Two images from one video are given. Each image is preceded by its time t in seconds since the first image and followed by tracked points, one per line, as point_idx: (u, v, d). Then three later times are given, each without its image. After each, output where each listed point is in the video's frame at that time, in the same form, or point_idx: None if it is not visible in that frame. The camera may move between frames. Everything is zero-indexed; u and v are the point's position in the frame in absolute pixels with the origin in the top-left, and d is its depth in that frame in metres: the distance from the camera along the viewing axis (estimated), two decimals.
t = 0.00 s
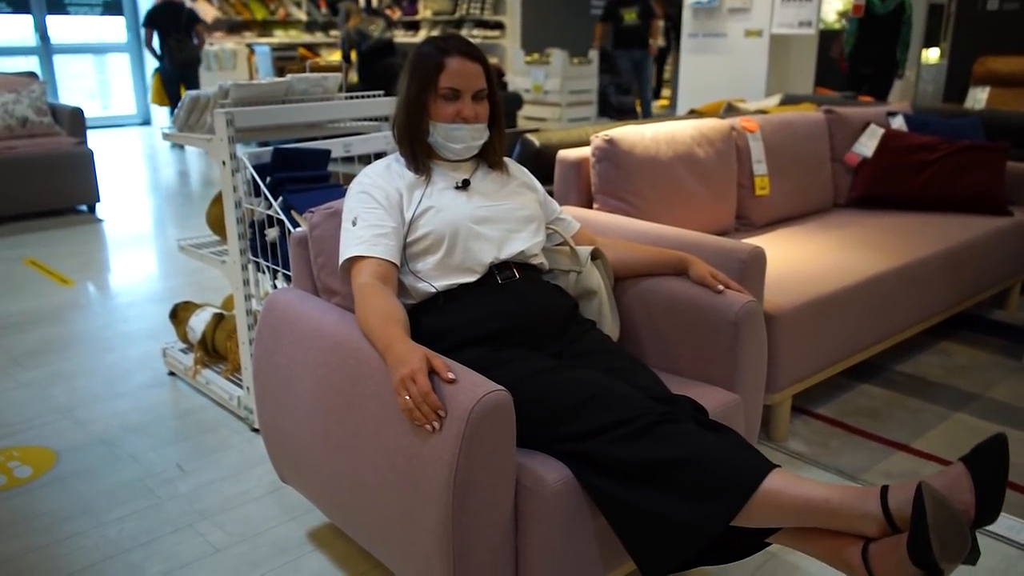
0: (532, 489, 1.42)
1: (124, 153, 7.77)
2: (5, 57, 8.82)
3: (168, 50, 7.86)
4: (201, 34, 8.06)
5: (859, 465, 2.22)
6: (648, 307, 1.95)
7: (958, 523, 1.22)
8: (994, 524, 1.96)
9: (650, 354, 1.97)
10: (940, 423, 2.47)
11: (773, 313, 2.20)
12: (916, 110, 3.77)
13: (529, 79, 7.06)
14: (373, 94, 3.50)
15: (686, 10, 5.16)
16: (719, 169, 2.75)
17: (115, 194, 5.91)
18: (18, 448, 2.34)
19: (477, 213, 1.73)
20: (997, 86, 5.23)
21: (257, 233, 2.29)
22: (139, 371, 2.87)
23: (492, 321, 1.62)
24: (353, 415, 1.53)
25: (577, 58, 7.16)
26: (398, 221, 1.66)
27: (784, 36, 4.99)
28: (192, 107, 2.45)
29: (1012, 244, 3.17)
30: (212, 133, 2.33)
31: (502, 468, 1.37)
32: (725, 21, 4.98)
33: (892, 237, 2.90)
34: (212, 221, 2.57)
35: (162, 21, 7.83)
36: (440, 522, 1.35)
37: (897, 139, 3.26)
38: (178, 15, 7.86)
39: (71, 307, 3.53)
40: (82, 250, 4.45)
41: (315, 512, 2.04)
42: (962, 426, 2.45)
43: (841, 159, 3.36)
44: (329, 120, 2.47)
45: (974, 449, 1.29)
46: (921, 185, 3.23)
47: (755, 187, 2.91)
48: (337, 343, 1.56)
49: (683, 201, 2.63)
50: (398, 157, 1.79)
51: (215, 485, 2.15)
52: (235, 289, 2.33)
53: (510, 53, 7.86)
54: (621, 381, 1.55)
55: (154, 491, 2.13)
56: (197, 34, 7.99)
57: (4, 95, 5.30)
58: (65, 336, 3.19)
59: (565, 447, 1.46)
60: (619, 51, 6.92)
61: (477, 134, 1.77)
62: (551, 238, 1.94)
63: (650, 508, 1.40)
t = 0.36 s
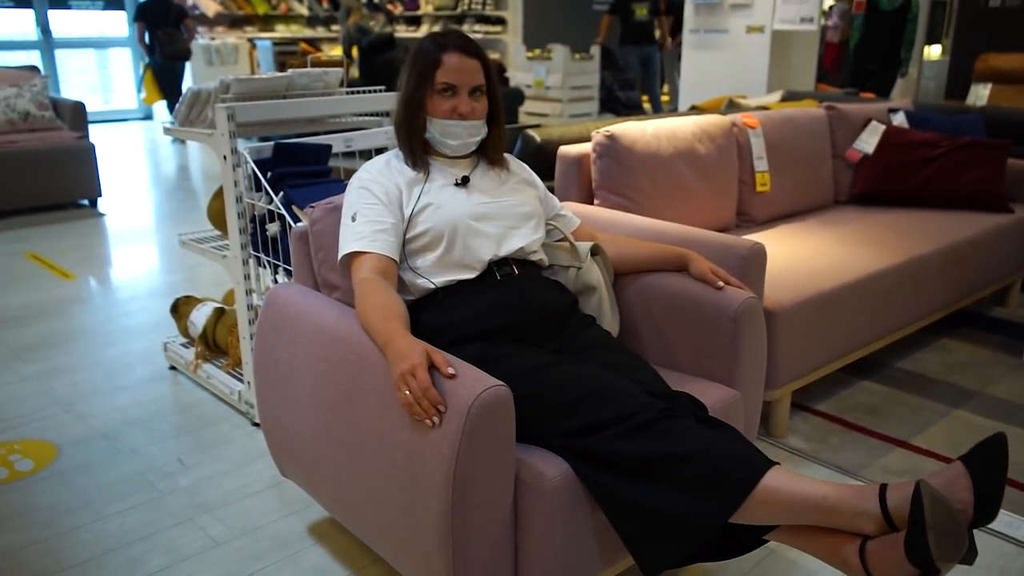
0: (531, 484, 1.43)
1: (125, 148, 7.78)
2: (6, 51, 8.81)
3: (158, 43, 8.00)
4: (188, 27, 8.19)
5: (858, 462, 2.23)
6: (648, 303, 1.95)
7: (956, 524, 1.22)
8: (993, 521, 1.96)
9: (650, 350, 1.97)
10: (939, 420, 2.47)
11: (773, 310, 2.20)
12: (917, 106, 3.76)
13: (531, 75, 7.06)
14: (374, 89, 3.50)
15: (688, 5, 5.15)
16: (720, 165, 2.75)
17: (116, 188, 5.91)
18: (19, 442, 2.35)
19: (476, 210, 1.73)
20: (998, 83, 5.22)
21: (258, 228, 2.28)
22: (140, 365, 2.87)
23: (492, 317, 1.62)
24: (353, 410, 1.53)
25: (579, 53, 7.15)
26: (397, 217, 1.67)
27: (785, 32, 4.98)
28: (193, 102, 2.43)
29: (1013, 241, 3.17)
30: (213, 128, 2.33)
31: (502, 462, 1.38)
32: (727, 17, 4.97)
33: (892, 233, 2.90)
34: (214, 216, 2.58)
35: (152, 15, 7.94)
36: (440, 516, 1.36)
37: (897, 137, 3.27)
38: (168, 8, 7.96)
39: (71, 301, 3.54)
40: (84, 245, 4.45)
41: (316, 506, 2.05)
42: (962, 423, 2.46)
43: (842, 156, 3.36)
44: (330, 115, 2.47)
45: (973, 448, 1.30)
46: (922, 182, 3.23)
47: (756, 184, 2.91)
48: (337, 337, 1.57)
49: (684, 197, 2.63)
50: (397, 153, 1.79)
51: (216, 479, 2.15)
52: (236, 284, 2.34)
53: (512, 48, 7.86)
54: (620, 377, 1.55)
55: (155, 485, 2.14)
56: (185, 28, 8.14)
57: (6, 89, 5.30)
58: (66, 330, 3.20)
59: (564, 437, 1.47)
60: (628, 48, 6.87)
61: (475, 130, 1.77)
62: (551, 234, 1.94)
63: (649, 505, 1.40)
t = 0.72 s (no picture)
0: (533, 487, 1.43)
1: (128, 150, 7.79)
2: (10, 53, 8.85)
3: (152, 44, 8.03)
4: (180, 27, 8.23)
5: (860, 466, 2.22)
6: (650, 307, 1.95)
7: (958, 514, 1.22)
8: (996, 527, 1.96)
9: (652, 354, 1.97)
10: (941, 424, 2.47)
11: (775, 314, 2.20)
12: (920, 111, 3.76)
13: (534, 78, 7.06)
14: (377, 92, 3.51)
15: (690, 10, 5.16)
16: (722, 169, 2.75)
17: (120, 190, 5.92)
18: (22, 443, 2.35)
19: (478, 215, 1.73)
20: (1001, 87, 5.22)
21: (261, 231, 2.29)
22: (142, 367, 2.88)
23: (493, 320, 1.62)
24: (355, 413, 1.53)
25: (581, 57, 7.15)
26: (400, 221, 1.67)
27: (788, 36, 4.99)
28: (196, 105, 2.44)
29: (1015, 246, 3.17)
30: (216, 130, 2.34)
31: (503, 466, 1.38)
32: (729, 22, 4.98)
33: (895, 238, 2.90)
34: (217, 218, 2.58)
35: (147, 17, 7.94)
36: (441, 518, 1.36)
37: (899, 141, 3.27)
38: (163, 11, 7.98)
39: (74, 303, 3.55)
40: (86, 246, 4.46)
41: (317, 509, 2.05)
42: (964, 428, 2.45)
43: (844, 160, 3.36)
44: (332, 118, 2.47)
45: (974, 438, 1.29)
46: (924, 187, 3.23)
47: (759, 187, 2.91)
48: (339, 340, 1.57)
49: (686, 201, 2.63)
50: (400, 157, 1.79)
51: (218, 481, 2.16)
52: (238, 287, 2.34)
53: (515, 52, 7.87)
54: (623, 381, 1.55)
55: (156, 487, 2.14)
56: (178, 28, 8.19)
57: (10, 91, 5.31)
58: (69, 332, 3.20)
59: (564, 441, 1.47)
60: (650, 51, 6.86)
61: (478, 133, 1.77)
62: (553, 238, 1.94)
63: (652, 506, 1.40)
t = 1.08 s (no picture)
0: (533, 487, 1.42)
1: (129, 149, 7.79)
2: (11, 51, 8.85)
3: (143, 44, 8.04)
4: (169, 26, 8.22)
5: (860, 467, 2.22)
6: (650, 307, 1.95)
7: (958, 510, 1.22)
8: (997, 528, 1.96)
9: (653, 353, 1.97)
10: (941, 425, 2.47)
11: (776, 314, 2.19)
12: (921, 112, 3.76)
13: (534, 78, 7.06)
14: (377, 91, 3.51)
15: (692, 10, 5.16)
16: (723, 169, 2.75)
17: (120, 189, 5.92)
18: (22, 442, 2.35)
19: (478, 214, 1.73)
20: (1002, 89, 5.21)
21: (261, 230, 2.29)
22: (143, 366, 2.88)
23: (494, 318, 1.62)
24: (355, 411, 1.53)
25: (582, 57, 7.16)
26: (400, 220, 1.67)
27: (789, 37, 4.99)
28: (197, 103, 2.43)
29: (1016, 247, 3.17)
30: (217, 129, 2.33)
31: (503, 465, 1.37)
32: (731, 22, 4.98)
33: (896, 238, 2.90)
34: (217, 217, 2.58)
35: (137, 17, 7.94)
36: (441, 517, 1.36)
37: (901, 142, 3.26)
38: (153, 12, 7.96)
39: (74, 301, 3.54)
40: (87, 245, 4.46)
41: (317, 508, 2.04)
42: (965, 429, 2.45)
43: (845, 161, 3.35)
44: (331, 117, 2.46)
45: (973, 436, 1.30)
46: (925, 188, 3.22)
47: (760, 188, 2.90)
48: (339, 338, 1.57)
49: (687, 201, 2.62)
50: (401, 156, 1.79)
51: (217, 480, 2.15)
52: (238, 285, 2.34)
53: (515, 52, 7.88)
54: (624, 381, 1.55)
55: (156, 486, 2.14)
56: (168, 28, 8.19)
57: (11, 89, 5.31)
58: (69, 330, 3.20)
59: (563, 444, 1.47)
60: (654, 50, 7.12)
61: (480, 131, 1.77)
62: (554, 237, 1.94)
63: (652, 506, 1.40)
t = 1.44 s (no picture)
0: (532, 486, 1.42)
1: (127, 147, 7.79)
2: (9, 50, 8.85)
3: (119, 43, 8.13)
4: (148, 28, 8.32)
5: (859, 465, 2.22)
6: (649, 306, 1.95)
7: (954, 518, 1.23)
8: (996, 526, 1.96)
9: (651, 353, 1.97)
10: (940, 424, 2.47)
11: (774, 312, 2.20)
12: (920, 110, 3.76)
13: (533, 77, 7.06)
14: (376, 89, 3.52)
15: (690, 8, 5.16)
16: (722, 167, 2.75)
17: (118, 188, 5.92)
18: (20, 441, 2.35)
19: (477, 211, 1.73)
20: (1001, 87, 5.22)
21: (260, 228, 2.28)
22: (141, 364, 2.87)
23: (493, 318, 1.61)
24: (354, 411, 1.53)
25: (581, 56, 7.15)
26: (398, 218, 1.67)
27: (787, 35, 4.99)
28: (195, 102, 2.41)
29: (1014, 245, 3.17)
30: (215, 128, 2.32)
31: (503, 463, 1.37)
32: (729, 20, 4.97)
33: (894, 236, 2.90)
34: (216, 215, 2.58)
35: (115, 15, 8.04)
36: (440, 517, 1.35)
37: (900, 140, 3.26)
38: (130, 10, 8.08)
39: (73, 299, 3.55)
40: (86, 244, 4.46)
41: (316, 506, 2.04)
42: (963, 427, 2.45)
43: (844, 159, 3.36)
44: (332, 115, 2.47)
45: (974, 443, 1.30)
46: (923, 186, 3.22)
47: (758, 186, 2.90)
48: (338, 336, 1.57)
49: (686, 200, 2.62)
50: (399, 155, 1.79)
51: (216, 479, 2.15)
52: (237, 283, 2.34)
53: (514, 50, 7.89)
54: (622, 380, 1.55)
55: (155, 484, 2.14)
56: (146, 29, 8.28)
57: (9, 87, 5.30)
58: (67, 329, 3.20)
59: (562, 443, 1.47)
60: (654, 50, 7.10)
61: (478, 122, 1.76)
62: (552, 235, 1.94)
63: (650, 507, 1.40)
